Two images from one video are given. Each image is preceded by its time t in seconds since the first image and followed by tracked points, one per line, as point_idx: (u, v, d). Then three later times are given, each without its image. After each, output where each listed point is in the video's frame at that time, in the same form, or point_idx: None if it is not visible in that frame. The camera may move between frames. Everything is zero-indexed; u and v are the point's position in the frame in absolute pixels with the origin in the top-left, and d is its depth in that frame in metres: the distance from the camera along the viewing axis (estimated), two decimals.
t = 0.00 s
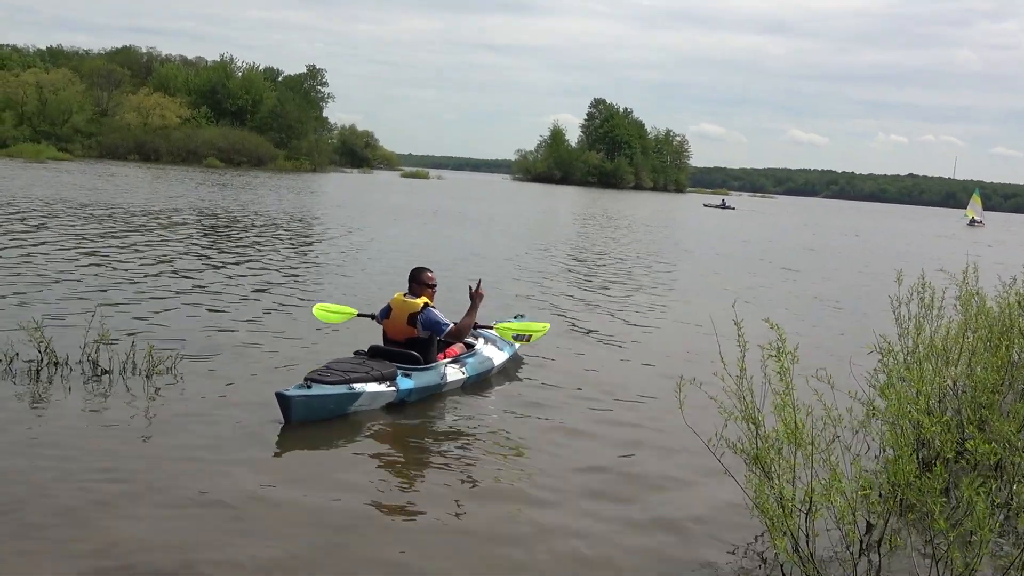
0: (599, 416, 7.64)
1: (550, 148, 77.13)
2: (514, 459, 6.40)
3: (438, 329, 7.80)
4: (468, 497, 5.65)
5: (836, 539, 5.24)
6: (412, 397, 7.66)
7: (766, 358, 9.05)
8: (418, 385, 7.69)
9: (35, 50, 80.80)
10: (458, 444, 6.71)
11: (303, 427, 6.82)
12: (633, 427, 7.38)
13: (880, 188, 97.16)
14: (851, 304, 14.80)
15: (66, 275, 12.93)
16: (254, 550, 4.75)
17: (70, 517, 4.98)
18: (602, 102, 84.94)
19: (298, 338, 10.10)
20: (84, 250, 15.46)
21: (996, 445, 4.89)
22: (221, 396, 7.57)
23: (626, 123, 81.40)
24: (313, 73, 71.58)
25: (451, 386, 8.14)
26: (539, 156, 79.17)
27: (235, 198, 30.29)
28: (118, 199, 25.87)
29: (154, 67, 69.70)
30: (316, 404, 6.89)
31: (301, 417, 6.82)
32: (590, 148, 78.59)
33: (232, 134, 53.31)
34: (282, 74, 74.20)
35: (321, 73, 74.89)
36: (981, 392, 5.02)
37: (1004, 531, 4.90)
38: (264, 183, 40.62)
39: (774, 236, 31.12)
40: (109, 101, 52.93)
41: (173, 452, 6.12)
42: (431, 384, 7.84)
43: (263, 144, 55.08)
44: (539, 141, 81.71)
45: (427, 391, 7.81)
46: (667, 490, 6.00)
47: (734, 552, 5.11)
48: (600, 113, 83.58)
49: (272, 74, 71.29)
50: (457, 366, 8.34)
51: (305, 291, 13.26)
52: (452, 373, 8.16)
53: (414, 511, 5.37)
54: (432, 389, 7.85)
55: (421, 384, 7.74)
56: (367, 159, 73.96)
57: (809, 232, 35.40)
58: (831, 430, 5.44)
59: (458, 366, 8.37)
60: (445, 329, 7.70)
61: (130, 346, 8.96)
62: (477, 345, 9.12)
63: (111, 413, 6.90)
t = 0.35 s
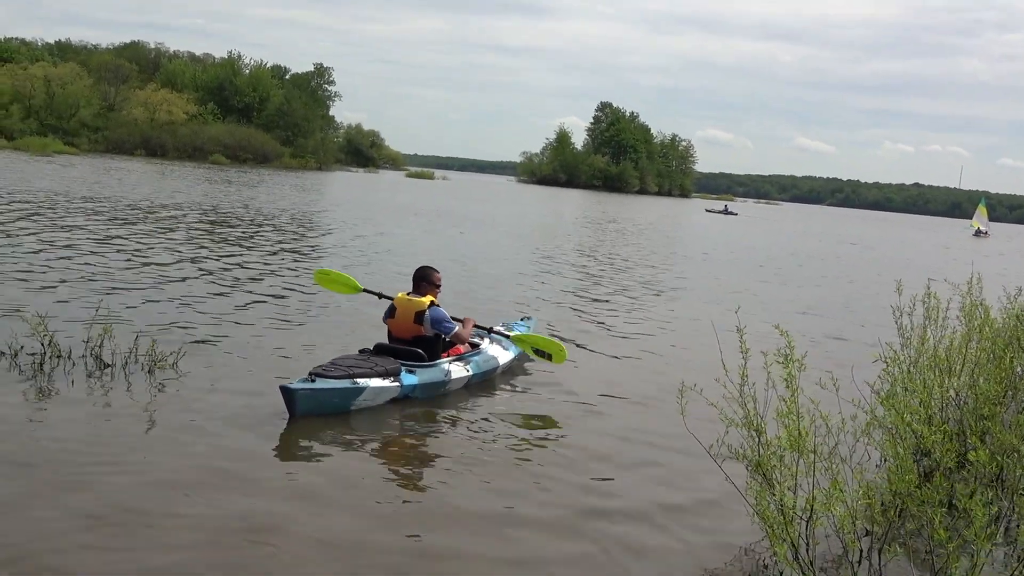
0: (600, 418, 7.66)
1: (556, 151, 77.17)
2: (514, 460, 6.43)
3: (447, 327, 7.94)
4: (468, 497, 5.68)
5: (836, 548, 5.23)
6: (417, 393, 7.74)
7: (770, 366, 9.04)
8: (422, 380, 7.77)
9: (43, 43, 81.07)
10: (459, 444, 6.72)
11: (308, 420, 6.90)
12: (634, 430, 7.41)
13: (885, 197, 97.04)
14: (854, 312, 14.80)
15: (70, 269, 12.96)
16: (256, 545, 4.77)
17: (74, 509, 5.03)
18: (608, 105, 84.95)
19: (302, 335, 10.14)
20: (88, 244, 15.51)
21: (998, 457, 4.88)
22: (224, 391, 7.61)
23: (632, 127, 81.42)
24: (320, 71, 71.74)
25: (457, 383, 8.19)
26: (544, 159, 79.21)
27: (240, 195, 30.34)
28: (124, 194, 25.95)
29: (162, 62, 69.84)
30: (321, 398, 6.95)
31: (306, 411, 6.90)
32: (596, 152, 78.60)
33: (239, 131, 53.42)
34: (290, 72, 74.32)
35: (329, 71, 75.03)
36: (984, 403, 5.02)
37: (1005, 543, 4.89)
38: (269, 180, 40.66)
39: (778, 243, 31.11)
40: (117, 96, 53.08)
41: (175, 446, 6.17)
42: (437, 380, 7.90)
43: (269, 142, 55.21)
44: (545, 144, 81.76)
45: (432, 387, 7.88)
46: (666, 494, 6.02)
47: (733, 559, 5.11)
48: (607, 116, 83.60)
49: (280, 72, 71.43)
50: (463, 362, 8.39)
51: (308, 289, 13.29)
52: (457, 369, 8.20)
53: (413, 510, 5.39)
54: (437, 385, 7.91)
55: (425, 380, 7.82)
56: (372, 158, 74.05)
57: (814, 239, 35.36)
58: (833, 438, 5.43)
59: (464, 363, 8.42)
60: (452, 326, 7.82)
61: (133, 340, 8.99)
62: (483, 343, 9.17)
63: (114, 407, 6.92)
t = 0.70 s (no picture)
0: (597, 422, 7.67)
1: (558, 154, 77.20)
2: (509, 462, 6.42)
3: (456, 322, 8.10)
4: (463, 498, 5.67)
5: (832, 555, 5.23)
6: (416, 391, 7.78)
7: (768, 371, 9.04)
8: (422, 378, 7.82)
9: (48, 37, 81.18)
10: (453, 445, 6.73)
11: (307, 416, 6.99)
12: (631, 434, 7.40)
13: (887, 205, 97.04)
14: (853, 320, 14.79)
15: (70, 263, 12.98)
16: (253, 542, 4.78)
17: (72, 503, 5.04)
18: (611, 109, 84.98)
19: (301, 333, 10.15)
20: (88, 239, 15.53)
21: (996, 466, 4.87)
22: (220, 387, 7.60)
23: (635, 131, 81.45)
24: (325, 70, 71.85)
25: (456, 382, 8.23)
26: (546, 161, 79.21)
27: (241, 192, 30.32)
28: (125, 190, 25.96)
29: (166, 59, 69.92)
30: (319, 394, 7.04)
31: (304, 407, 6.98)
32: (598, 155, 78.61)
33: (242, 128, 53.47)
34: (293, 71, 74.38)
35: (332, 70, 75.07)
36: (982, 413, 5.02)
37: (1001, 554, 4.89)
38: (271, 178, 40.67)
39: (779, 250, 31.12)
40: (120, 92, 53.14)
41: (172, 442, 6.17)
42: (436, 379, 7.95)
43: (271, 140, 55.18)
44: (548, 146, 81.78)
45: (431, 385, 7.92)
46: (661, 499, 6.01)
47: (729, 564, 5.11)
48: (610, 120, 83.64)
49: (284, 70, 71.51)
50: (462, 362, 8.43)
51: (307, 286, 13.28)
52: (457, 369, 8.25)
53: (407, 510, 5.39)
54: (436, 383, 7.97)
55: (425, 378, 7.86)
56: (375, 158, 74.10)
57: (815, 247, 35.32)
58: (830, 444, 5.44)
59: (464, 362, 8.46)
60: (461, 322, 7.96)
61: (132, 336, 8.99)
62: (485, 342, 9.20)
63: (111, 402, 6.92)
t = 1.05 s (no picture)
0: (595, 427, 7.65)
1: (557, 159, 77.26)
2: (507, 467, 6.40)
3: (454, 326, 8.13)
4: (460, 502, 5.65)
5: (828, 562, 5.21)
6: (416, 395, 7.82)
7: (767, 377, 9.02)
8: (423, 384, 7.85)
9: (49, 40, 81.31)
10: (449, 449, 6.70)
11: (309, 418, 7.01)
12: (629, 440, 7.38)
13: (886, 211, 97.13)
14: (852, 326, 14.76)
15: (70, 266, 12.98)
16: (246, 545, 4.76)
17: (66, 505, 5.02)
18: (611, 114, 85.06)
19: (299, 337, 10.13)
20: (88, 242, 15.53)
21: (992, 474, 4.85)
22: (218, 391, 7.58)
23: (634, 136, 81.51)
24: (325, 74, 71.98)
25: (455, 387, 8.28)
26: (546, 166, 79.24)
27: (241, 196, 30.33)
28: (125, 193, 25.94)
29: (167, 62, 69.99)
30: (322, 397, 7.05)
31: (306, 408, 7.00)
32: (598, 161, 78.66)
33: (242, 132, 53.51)
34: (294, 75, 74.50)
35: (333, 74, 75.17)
36: (980, 420, 5.00)
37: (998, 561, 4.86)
38: (271, 182, 40.68)
39: (779, 256, 31.09)
40: (121, 95, 53.19)
41: (169, 445, 6.15)
42: (436, 384, 8.00)
43: (271, 144, 55.21)
44: (547, 151, 81.84)
45: (431, 390, 7.96)
46: (659, 505, 5.99)
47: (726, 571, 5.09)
48: (610, 126, 83.72)
49: (284, 74, 71.61)
50: (462, 367, 8.47)
51: (307, 291, 13.28)
52: (457, 374, 8.29)
53: (403, 514, 5.37)
54: (436, 388, 8.01)
55: (425, 383, 7.89)
56: (374, 162, 74.16)
57: (815, 253, 35.27)
58: (827, 451, 5.41)
59: (463, 368, 8.50)
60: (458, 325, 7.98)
61: (131, 339, 8.97)
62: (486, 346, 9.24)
63: (109, 406, 6.89)
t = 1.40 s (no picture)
0: (581, 439, 7.64)
1: (544, 172, 77.52)
2: (493, 479, 6.38)
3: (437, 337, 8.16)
4: (445, 514, 5.62)
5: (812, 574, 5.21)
6: (418, 403, 7.92)
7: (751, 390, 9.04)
8: (424, 391, 7.95)
9: (34, 52, 80.94)
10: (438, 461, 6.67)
11: (324, 430, 7.05)
12: (616, 452, 7.37)
13: (870, 225, 98.00)
14: (837, 339, 14.84)
15: (53, 279, 12.84)
16: (229, 558, 4.70)
17: (50, 517, 4.97)
18: (598, 127, 85.52)
19: (286, 349, 10.07)
20: (71, 254, 15.38)
21: (974, 487, 4.85)
22: (203, 404, 7.50)
23: (621, 149, 81.93)
24: (312, 87, 72.01)
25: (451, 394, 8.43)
26: (533, 179, 79.47)
27: (227, 208, 30.18)
28: (109, 205, 25.76)
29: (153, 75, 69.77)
30: (334, 408, 7.12)
31: (320, 421, 7.06)
32: (585, 174, 78.98)
33: (229, 144, 53.35)
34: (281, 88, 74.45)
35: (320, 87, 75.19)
36: (962, 433, 5.00)
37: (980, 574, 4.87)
38: (258, 194, 40.52)
39: (764, 268, 31.28)
40: (106, 107, 52.90)
41: (154, 458, 6.09)
42: (436, 391, 8.11)
43: (258, 156, 55.08)
44: (534, 164, 82.12)
45: (431, 397, 8.07)
46: (646, 516, 5.98)
47: None
48: (596, 139, 84.13)
49: (271, 87, 71.54)
50: (456, 373, 8.62)
51: (293, 303, 13.20)
52: (452, 380, 8.43)
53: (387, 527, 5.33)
54: (435, 395, 8.12)
55: (425, 390, 7.99)
56: (361, 174, 74.10)
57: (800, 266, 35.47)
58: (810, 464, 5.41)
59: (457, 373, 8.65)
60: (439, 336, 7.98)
61: (115, 352, 8.86)
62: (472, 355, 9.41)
63: (94, 419, 6.80)
